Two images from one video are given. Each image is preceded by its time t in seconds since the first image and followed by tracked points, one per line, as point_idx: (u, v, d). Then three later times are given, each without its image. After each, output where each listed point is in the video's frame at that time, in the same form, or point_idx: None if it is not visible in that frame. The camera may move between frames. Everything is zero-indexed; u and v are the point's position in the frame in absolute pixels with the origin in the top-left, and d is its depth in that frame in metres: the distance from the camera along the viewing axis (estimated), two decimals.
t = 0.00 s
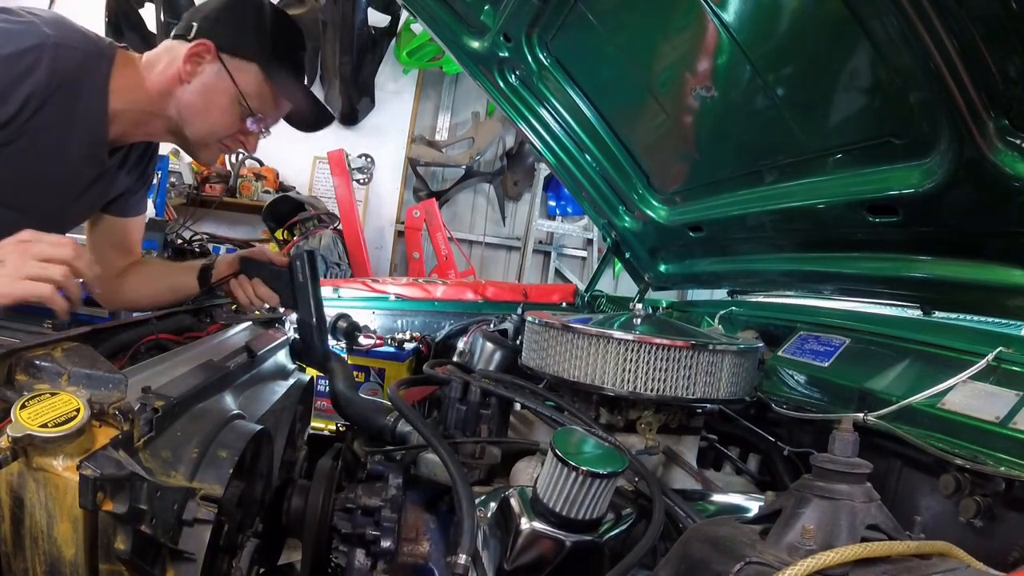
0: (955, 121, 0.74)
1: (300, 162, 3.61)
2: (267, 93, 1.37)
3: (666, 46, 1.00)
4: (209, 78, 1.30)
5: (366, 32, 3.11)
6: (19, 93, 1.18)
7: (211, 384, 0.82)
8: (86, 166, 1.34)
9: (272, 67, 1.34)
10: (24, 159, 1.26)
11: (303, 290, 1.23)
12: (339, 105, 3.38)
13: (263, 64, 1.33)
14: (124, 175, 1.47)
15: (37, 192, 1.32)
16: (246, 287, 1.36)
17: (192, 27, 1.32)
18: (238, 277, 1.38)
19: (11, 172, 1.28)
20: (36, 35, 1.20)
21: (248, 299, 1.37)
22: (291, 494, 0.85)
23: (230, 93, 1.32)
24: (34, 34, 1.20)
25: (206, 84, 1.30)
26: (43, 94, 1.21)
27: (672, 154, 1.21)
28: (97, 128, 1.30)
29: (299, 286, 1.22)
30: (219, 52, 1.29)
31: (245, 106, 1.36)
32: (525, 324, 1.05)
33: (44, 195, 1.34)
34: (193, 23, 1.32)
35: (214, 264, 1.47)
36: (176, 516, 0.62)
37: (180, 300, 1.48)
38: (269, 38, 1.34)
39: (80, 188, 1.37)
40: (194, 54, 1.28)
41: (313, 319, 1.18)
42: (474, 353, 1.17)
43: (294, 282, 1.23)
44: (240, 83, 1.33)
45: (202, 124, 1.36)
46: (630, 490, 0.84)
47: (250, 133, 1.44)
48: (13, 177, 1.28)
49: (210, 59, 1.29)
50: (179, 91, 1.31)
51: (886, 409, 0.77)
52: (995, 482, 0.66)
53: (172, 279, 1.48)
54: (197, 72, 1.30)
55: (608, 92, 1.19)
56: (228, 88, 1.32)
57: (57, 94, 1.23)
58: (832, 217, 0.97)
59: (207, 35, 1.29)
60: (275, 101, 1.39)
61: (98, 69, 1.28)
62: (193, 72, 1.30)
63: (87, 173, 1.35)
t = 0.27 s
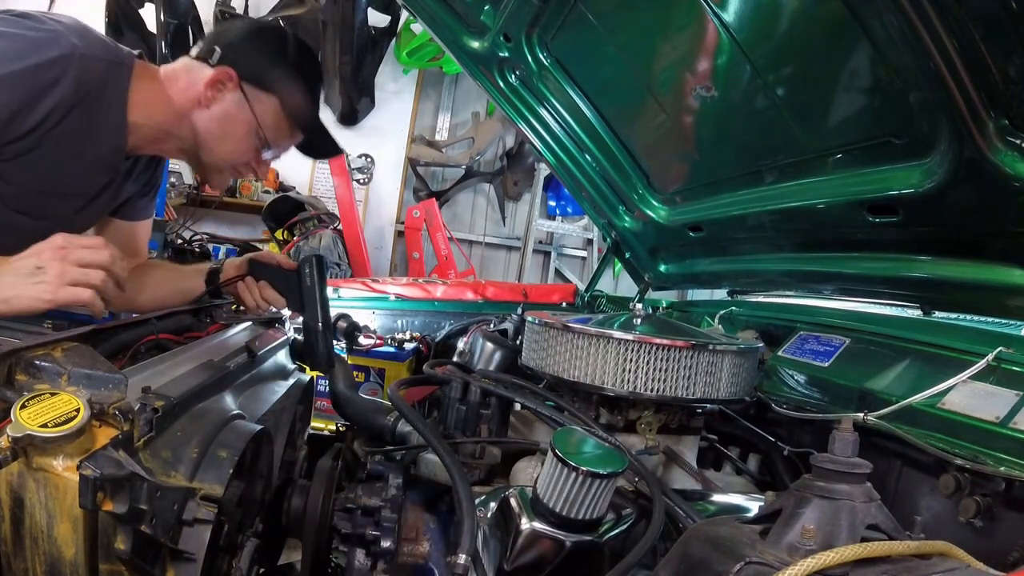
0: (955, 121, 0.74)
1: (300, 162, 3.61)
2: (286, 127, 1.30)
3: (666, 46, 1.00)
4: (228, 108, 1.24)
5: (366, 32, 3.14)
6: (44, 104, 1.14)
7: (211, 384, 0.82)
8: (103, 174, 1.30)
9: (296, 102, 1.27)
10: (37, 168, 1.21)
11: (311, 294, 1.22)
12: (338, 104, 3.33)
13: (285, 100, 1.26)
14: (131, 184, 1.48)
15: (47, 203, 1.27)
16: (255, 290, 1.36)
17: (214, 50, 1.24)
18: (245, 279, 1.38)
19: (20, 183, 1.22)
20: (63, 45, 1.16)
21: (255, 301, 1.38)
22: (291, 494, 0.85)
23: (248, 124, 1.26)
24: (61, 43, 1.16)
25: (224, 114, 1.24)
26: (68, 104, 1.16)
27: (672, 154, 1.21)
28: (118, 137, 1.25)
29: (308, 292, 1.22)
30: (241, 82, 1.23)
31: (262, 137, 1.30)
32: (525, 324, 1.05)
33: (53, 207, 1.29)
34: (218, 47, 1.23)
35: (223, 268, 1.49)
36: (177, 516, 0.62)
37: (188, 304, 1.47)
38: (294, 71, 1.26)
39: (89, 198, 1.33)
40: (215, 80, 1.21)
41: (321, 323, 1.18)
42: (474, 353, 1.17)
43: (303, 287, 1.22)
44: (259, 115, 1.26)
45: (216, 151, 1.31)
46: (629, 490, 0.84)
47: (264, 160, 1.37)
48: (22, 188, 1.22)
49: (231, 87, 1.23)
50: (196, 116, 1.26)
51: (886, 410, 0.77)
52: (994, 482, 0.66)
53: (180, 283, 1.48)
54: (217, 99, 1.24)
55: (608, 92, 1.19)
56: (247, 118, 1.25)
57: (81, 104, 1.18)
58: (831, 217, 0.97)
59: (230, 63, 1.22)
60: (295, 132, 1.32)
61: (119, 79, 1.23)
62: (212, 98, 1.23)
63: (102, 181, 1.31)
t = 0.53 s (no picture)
0: (955, 121, 0.74)
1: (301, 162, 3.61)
2: (292, 161, 1.39)
3: (666, 46, 1.00)
4: (241, 139, 1.31)
5: (366, 32, 3.17)
6: (67, 121, 1.13)
7: (211, 384, 0.82)
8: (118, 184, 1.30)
9: (304, 140, 1.37)
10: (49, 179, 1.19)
11: (311, 292, 1.25)
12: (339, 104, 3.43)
13: (295, 137, 1.35)
14: (144, 196, 1.49)
15: (53, 211, 1.26)
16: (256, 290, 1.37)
17: (234, 83, 1.32)
18: (246, 278, 1.39)
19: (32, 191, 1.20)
20: (89, 62, 1.14)
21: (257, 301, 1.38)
22: (291, 494, 0.85)
23: (258, 155, 1.34)
24: (86, 59, 1.14)
25: (237, 143, 1.31)
26: (91, 120, 1.16)
27: (672, 154, 1.21)
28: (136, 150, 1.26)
29: (310, 288, 1.25)
30: (256, 116, 1.31)
31: (269, 170, 1.38)
32: (525, 324, 1.05)
33: (57, 215, 1.27)
34: (237, 80, 1.32)
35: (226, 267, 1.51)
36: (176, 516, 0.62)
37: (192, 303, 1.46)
38: (306, 111, 1.35)
39: (104, 206, 1.34)
40: (232, 111, 1.28)
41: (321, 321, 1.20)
42: (474, 353, 1.17)
43: (305, 284, 1.25)
44: (269, 149, 1.34)
45: (224, 177, 1.38)
46: (629, 490, 0.84)
47: (267, 192, 1.46)
48: (30, 196, 1.21)
49: (246, 120, 1.31)
50: (209, 141, 1.31)
51: (886, 410, 0.77)
52: (995, 482, 0.66)
53: (185, 283, 1.49)
54: (230, 129, 1.30)
55: (608, 93, 1.19)
56: (257, 151, 1.33)
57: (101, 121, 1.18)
58: (831, 217, 0.97)
59: (247, 97, 1.30)
60: (300, 168, 1.42)
61: (139, 93, 1.22)
62: (226, 127, 1.30)
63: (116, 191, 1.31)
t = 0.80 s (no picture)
0: (955, 122, 0.74)
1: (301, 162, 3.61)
2: (291, 179, 1.40)
3: (666, 46, 1.00)
4: (241, 152, 1.32)
5: (366, 32, 3.19)
6: (79, 132, 1.12)
7: (211, 384, 0.82)
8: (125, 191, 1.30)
9: (305, 156, 1.38)
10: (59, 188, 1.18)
11: (305, 287, 1.26)
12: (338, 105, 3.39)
13: (296, 155, 1.37)
14: (146, 202, 1.50)
15: (63, 219, 1.25)
16: (251, 287, 1.37)
17: (240, 97, 1.34)
18: (242, 276, 1.38)
19: (43, 200, 1.19)
20: (101, 73, 1.12)
21: (252, 299, 1.38)
22: (291, 494, 0.85)
23: (258, 170, 1.35)
24: (97, 70, 1.12)
25: (238, 157, 1.32)
26: (102, 130, 1.15)
27: (672, 154, 1.21)
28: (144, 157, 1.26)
29: (304, 283, 1.26)
30: (259, 131, 1.32)
31: (268, 186, 1.39)
32: (525, 324, 1.05)
33: (64, 222, 1.26)
34: (244, 95, 1.34)
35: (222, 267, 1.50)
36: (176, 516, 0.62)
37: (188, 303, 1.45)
38: (309, 129, 1.37)
39: (111, 213, 1.33)
40: (235, 125, 1.29)
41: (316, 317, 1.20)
42: (474, 353, 1.17)
43: (300, 279, 1.26)
44: (269, 164, 1.35)
45: (223, 189, 1.38)
46: (629, 490, 0.84)
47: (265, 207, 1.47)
48: (41, 205, 1.20)
49: (249, 134, 1.32)
50: (211, 153, 1.31)
51: (886, 410, 0.77)
52: (994, 482, 0.66)
53: (182, 284, 1.48)
54: (232, 142, 1.31)
55: (608, 93, 1.19)
56: (257, 165, 1.34)
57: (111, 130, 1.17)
58: (831, 217, 0.97)
59: (251, 112, 1.32)
60: (299, 188, 1.44)
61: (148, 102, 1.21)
62: (229, 140, 1.31)
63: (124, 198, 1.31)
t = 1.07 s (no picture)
0: (955, 122, 0.74)
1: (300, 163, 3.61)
2: (289, 189, 1.40)
3: (666, 46, 1.00)
4: (240, 161, 1.32)
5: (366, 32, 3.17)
6: (82, 142, 1.12)
7: (211, 384, 0.82)
8: (127, 200, 1.30)
9: (304, 167, 1.38)
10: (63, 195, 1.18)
11: (303, 289, 1.26)
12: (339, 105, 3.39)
13: (294, 166, 1.37)
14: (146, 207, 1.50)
15: (65, 225, 1.26)
16: (251, 289, 1.38)
17: (239, 107, 1.34)
18: (239, 279, 1.38)
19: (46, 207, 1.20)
20: (105, 84, 1.12)
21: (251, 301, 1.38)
22: (291, 494, 0.85)
23: (256, 180, 1.35)
24: (101, 80, 1.12)
25: (236, 166, 1.32)
26: (105, 139, 1.15)
27: (672, 154, 1.21)
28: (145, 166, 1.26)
29: (302, 284, 1.26)
30: (257, 141, 1.32)
31: (266, 196, 1.38)
32: (525, 324, 1.05)
33: (67, 228, 1.26)
34: (242, 105, 1.34)
35: (220, 268, 1.50)
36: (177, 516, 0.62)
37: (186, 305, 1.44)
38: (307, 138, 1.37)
39: (113, 220, 1.33)
40: (234, 134, 1.29)
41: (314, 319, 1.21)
42: (474, 353, 1.17)
43: (298, 281, 1.26)
44: (267, 174, 1.35)
45: (221, 199, 1.38)
46: (629, 490, 0.84)
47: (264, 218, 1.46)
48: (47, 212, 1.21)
49: (247, 144, 1.32)
50: (210, 163, 1.32)
51: (886, 410, 0.77)
52: (994, 482, 0.66)
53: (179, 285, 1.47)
54: (231, 151, 1.31)
55: (608, 93, 1.19)
56: (255, 175, 1.34)
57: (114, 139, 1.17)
58: (831, 216, 0.97)
59: (249, 121, 1.32)
60: (297, 200, 1.44)
61: (150, 110, 1.22)
62: (228, 149, 1.31)
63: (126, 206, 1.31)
